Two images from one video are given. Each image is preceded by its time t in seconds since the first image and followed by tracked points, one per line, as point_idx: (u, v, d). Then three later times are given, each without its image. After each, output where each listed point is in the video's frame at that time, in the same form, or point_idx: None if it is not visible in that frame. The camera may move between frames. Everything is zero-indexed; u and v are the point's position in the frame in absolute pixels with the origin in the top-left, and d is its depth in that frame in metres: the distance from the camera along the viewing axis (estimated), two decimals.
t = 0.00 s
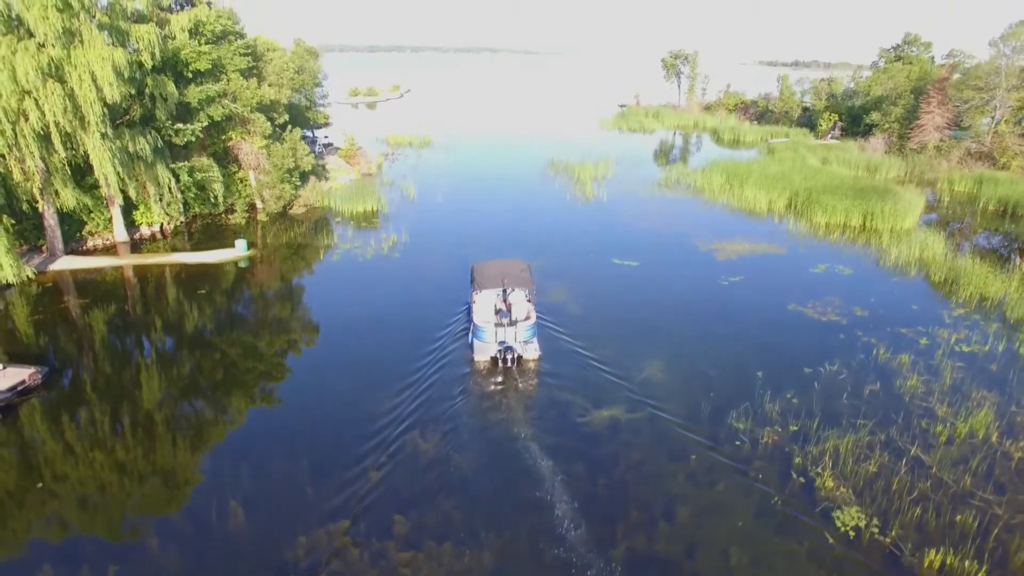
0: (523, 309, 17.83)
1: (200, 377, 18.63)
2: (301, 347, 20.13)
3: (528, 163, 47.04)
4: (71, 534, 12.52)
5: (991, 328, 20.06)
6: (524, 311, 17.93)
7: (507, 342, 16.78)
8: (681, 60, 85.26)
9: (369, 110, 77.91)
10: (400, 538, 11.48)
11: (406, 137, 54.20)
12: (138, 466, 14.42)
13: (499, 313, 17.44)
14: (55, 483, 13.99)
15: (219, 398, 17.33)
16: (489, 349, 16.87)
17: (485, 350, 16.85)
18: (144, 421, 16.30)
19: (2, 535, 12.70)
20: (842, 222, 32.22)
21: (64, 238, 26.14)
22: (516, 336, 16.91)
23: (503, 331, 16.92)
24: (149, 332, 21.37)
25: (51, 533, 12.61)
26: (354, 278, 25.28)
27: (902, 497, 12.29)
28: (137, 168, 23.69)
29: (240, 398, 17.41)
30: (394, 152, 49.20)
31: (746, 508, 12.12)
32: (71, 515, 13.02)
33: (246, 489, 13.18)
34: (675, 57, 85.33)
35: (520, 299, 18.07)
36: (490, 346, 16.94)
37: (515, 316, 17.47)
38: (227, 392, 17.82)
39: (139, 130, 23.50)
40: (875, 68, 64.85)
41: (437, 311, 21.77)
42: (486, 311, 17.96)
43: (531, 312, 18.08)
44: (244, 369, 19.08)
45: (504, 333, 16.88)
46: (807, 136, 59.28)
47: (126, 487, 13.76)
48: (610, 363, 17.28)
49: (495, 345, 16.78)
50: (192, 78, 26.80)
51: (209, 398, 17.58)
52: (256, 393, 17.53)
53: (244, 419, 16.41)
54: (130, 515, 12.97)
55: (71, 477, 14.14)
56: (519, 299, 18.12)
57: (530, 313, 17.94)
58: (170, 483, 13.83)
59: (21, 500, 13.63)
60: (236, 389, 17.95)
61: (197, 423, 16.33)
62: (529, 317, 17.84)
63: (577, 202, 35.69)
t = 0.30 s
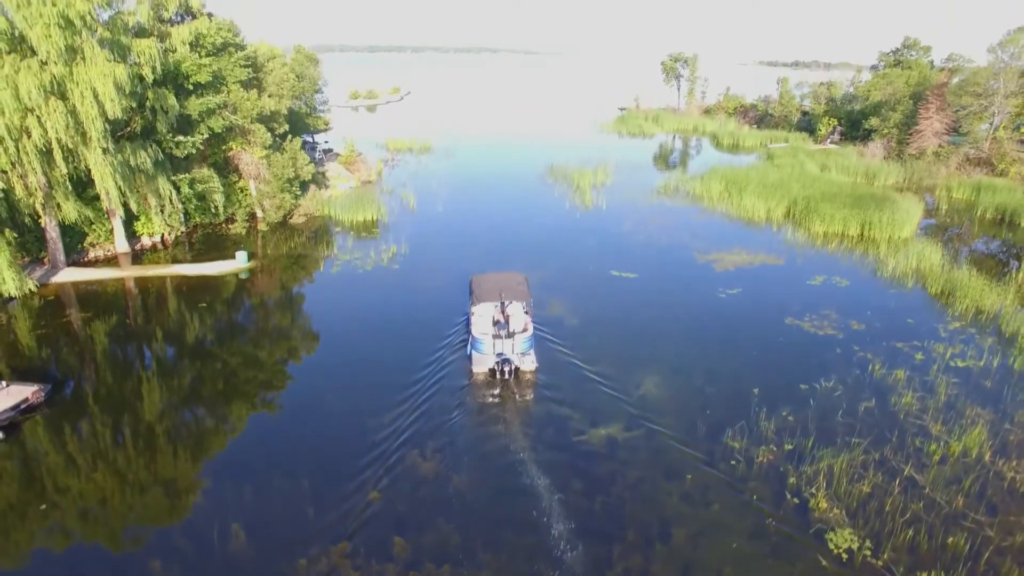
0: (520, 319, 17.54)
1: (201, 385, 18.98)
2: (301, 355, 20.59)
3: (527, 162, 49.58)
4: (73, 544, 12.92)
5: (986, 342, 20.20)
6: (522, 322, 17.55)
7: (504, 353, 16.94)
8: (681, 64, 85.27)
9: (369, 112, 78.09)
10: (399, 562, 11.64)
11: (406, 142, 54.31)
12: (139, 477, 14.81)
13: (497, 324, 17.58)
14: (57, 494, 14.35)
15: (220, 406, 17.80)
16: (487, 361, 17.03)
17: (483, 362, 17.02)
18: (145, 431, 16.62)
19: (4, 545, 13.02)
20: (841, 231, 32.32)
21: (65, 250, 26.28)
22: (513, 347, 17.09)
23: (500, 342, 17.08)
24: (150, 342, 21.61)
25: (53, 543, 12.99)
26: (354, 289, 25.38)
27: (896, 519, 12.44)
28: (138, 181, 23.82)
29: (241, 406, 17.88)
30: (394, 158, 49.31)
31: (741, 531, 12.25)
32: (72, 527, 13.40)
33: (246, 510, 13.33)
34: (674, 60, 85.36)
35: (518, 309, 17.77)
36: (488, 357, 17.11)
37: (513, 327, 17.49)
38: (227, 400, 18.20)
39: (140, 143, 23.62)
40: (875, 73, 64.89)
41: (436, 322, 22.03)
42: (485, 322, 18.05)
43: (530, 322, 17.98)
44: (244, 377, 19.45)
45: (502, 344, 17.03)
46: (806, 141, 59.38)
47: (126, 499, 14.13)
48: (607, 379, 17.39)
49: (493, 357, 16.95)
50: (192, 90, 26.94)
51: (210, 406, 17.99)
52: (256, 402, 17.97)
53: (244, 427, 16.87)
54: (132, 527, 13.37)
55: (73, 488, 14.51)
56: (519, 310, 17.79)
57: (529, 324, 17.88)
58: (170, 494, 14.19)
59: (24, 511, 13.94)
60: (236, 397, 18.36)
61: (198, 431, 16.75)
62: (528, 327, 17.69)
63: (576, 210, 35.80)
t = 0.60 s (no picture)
0: (518, 332, 18.03)
1: (201, 395, 19.25)
2: (302, 361, 21.13)
3: (526, 168, 49.76)
4: (74, 553, 13.26)
5: (981, 356, 20.34)
6: (519, 334, 18.11)
7: (503, 365, 17.20)
8: (681, 67, 85.34)
9: (368, 115, 78.22)
10: None
11: (406, 148, 54.43)
12: (139, 487, 15.13)
13: (495, 336, 17.96)
14: (58, 505, 14.61)
15: (221, 414, 18.20)
16: (485, 373, 17.27)
17: (482, 373, 17.27)
18: (145, 442, 16.87)
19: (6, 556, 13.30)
20: (838, 240, 32.44)
21: (66, 262, 26.43)
22: (510, 359, 17.38)
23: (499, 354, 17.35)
24: (152, 351, 21.89)
25: (54, 552, 13.33)
26: (353, 301, 25.52)
27: (888, 540, 12.58)
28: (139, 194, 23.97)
29: (241, 414, 18.26)
30: (394, 164, 49.44)
31: (735, 553, 12.40)
32: (73, 536, 13.75)
33: (247, 530, 13.49)
34: (673, 63, 85.43)
35: (515, 322, 18.24)
36: (486, 369, 17.37)
37: (511, 339, 17.93)
38: (228, 409, 18.55)
39: (141, 156, 23.77)
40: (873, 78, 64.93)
41: (434, 333, 22.28)
42: (483, 334, 18.30)
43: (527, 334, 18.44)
44: (245, 387, 19.75)
45: (500, 356, 17.33)
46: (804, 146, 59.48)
47: (128, 509, 14.49)
48: (605, 395, 17.52)
49: (491, 369, 17.19)
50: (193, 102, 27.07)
51: (210, 414, 18.35)
52: (256, 411, 18.37)
53: (244, 435, 17.34)
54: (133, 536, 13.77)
55: (74, 499, 14.78)
56: (515, 322, 18.30)
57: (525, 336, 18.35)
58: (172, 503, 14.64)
59: (25, 522, 14.20)
60: (237, 406, 18.69)
61: (198, 441, 17.07)
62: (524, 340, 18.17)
63: (575, 219, 35.95)
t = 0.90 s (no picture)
0: (515, 343, 18.57)
1: (202, 404, 19.52)
2: (302, 369, 21.52)
3: (526, 174, 49.92)
4: (76, 562, 13.62)
5: (977, 371, 20.45)
6: (517, 345, 18.67)
7: (500, 376, 17.84)
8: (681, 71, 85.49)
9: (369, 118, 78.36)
10: None
11: (406, 153, 54.62)
12: (140, 498, 15.43)
13: (493, 347, 18.55)
14: (59, 515, 14.86)
15: (222, 422, 18.53)
16: (483, 383, 17.95)
17: (480, 384, 17.96)
18: (146, 453, 17.10)
19: (9, 566, 13.57)
20: (836, 249, 32.57)
21: (68, 274, 26.62)
22: (508, 370, 17.93)
23: (496, 365, 18.01)
24: (153, 360, 22.16)
25: (57, 562, 13.66)
26: (353, 313, 25.66)
27: (881, 561, 12.74)
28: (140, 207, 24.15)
29: (242, 423, 18.57)
30: (394, 170, 49.61)
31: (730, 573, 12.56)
32: (76, 546, 14.08)
33: (248, 549, 13.68)
34: (673, 67, 85.56)
35: (513, 333, 18.79)
36: (484, 379, 18.04)
37: (508, 351, 18.47)
38: (228, 418, 18.85)
39: (143, 170, 23.94)
40: (873, 83, 65.04)
41: (433, 345, 22.53)
42: (481, 346, 18.95)
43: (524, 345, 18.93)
44: (245, 396, 20.04)
45: (498, 367, 17.97)
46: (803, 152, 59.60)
47: (129, 520, 14.82)
48: (602, 412, 17.67)
49: (489, 379, 17.85)
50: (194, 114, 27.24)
51: (210, 422, 18.63)
52: (256, 419, 18.69)
53: (245, 442, 17.71)
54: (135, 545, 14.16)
55: (75, 509, 15.05)
56: (513, 334, 18.83)
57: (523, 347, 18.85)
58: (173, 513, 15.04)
59: (27, 533, 14.44)
60: (237, 415, 18.99)
61: (199, 451, 17.31)
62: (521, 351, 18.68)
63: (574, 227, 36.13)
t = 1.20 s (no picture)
0: (514, 343, 18.77)
1: (203, 402, 19.82)
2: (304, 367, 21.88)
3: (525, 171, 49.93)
4: (82, 560, 13.97)
5: (971, 374, 20.65)
6: (515, 345, 18.85)
7: (499, 375, 18.02)
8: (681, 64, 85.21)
9: (368, 112, 78.24)
10: None
11: (406, 149, 54.63)
12: (144, 498, 15.75)
13: (491, 347, 18.71)
14: (65, 514, 15.18)
15: (224, 420, 18.87)
16: (482, 382, 18.18)
17: (479, 383, 18.20)
18: (149, 452, 17.40)
19: (17, 565, 13.91)
20: (834, 249, 32.71)
21: (70, 276, 26.81)
22: (506, 369, 18.10)
23: (495, 365, 18.18)
24: (155, 360, 22.44)
25: (63, 559, 14.01)
26: (353, 314, 25.86)
27: (871, 568, 13.04)
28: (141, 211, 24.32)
29: (244, 421, 18.90)
30: (393, 167, 49.65)
31: None
32: (82, 543, 14.43)
33: (251, 554, 13.96)
34: (673, 60, 85.28)
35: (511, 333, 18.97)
36: (483, 379, 18.24)
37: (506, 350, 18.65)
38: (230, 416, 19.17)
39: (143, 174, 24.09)
40: (873, 78, 64.83)
41: (432, 346, 22.79)
42: (480, 346, 19.12)
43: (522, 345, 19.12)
44: (247, 395, 20.35)
45: (496, 366, 18.14)
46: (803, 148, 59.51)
47: (133, 519, 15.14)
48: (600, 417, 17.90)
49: (488, 378, 18.05)
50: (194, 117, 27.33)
51: (212, 420, 18.95)
52: (258, 417, 19.02)
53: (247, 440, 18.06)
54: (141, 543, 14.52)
55: (80, 508, 15.37)
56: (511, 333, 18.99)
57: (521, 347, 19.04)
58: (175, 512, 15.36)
59: (33, 532, 14.77)
60: (239, 413, 19.30)
61: (201, 450, 17.61)
62: (519, 350, 18.88)
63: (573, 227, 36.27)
